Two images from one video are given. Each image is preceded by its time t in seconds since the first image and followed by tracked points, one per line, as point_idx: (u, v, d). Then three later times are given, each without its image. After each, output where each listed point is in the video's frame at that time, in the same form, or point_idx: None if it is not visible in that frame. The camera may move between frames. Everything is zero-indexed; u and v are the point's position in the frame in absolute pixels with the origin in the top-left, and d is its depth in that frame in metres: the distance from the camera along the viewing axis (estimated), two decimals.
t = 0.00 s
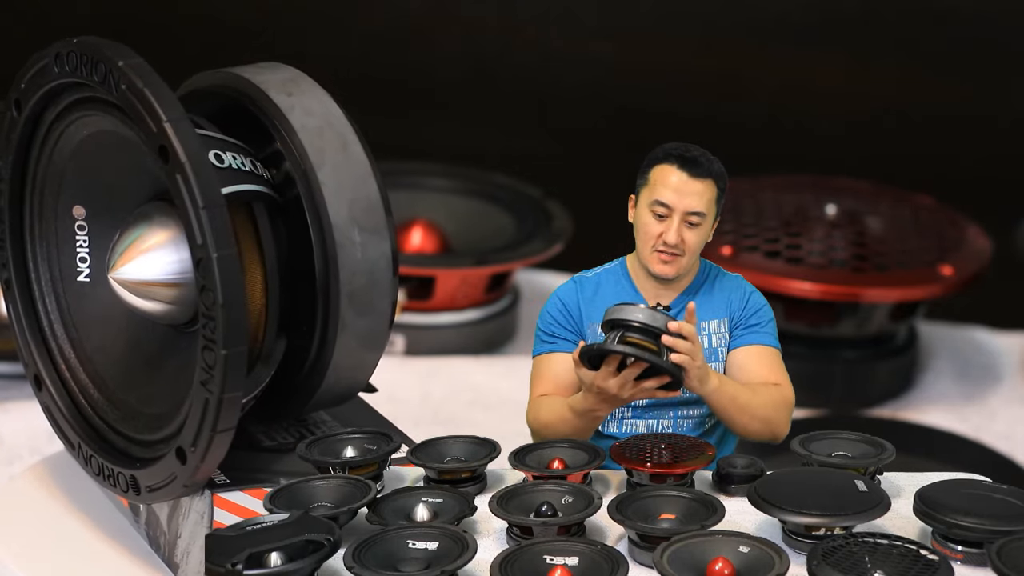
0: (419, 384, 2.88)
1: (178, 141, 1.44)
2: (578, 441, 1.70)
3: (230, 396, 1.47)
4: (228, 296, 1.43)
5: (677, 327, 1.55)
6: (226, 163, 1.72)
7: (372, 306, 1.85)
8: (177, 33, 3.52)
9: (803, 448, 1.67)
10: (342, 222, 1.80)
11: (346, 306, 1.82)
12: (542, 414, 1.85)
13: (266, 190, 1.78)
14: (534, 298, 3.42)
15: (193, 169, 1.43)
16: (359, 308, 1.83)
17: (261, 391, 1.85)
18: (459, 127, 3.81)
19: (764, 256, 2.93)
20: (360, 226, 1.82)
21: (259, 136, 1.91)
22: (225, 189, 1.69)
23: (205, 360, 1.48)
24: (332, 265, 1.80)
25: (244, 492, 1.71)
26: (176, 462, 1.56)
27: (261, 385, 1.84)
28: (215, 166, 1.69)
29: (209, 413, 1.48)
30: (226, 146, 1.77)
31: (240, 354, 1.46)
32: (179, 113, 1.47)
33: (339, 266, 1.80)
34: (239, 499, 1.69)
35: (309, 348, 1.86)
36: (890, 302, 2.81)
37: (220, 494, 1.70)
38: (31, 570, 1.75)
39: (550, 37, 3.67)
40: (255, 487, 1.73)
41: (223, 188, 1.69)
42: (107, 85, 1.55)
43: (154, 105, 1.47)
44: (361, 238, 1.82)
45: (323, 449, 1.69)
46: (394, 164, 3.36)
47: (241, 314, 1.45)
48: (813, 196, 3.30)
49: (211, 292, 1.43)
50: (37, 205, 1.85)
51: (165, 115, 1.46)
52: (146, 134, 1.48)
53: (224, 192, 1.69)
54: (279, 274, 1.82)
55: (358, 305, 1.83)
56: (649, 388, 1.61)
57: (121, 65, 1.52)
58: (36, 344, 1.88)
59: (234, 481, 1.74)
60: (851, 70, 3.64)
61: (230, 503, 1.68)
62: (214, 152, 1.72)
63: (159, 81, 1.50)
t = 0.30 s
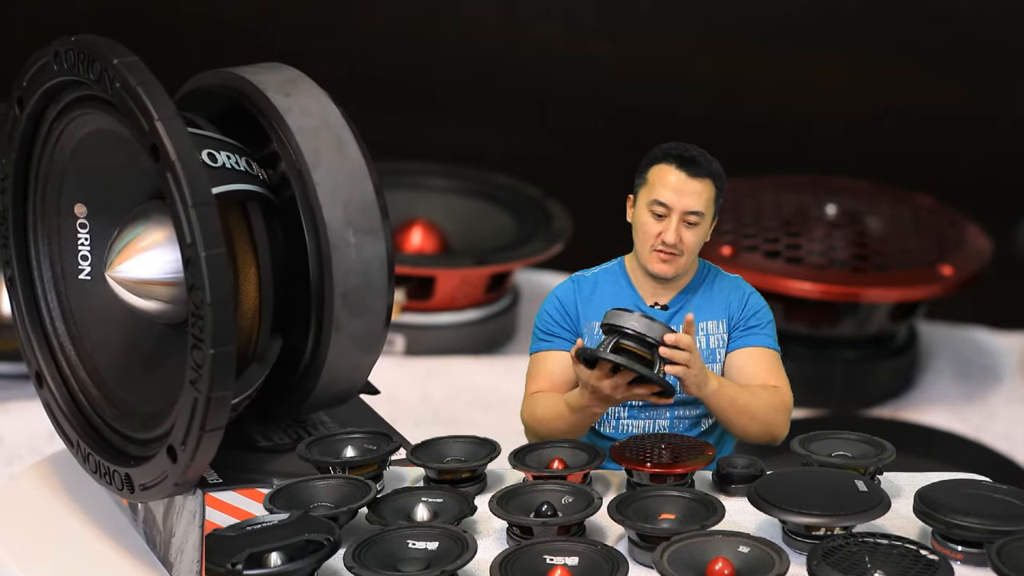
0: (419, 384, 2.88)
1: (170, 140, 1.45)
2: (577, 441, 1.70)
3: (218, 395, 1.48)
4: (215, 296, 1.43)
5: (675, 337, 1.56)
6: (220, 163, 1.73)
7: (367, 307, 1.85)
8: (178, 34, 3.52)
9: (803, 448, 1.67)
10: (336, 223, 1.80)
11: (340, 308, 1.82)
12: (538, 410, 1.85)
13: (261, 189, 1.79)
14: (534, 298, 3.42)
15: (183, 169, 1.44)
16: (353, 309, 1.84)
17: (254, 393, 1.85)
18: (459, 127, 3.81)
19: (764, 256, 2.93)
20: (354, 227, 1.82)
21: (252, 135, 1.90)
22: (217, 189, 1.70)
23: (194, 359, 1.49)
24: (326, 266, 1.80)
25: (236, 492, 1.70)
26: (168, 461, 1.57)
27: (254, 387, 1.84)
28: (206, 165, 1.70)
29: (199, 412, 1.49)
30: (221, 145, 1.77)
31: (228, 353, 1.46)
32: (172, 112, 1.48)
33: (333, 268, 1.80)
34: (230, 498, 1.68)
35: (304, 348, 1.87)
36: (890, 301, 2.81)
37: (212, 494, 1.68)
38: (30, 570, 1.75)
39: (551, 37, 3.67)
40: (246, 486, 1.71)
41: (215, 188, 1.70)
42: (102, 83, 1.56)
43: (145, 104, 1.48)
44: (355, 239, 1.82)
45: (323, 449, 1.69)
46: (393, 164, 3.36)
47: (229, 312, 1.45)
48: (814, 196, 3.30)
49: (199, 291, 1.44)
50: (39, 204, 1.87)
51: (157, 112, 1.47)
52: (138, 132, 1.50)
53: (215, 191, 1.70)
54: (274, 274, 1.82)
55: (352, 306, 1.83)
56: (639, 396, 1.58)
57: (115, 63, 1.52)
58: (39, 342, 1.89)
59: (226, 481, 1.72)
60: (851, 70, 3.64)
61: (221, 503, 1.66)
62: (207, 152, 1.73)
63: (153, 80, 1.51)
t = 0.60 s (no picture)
0: (419, 384, 2.88)
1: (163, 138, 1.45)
2: (577, 441, 1.70)
3: (207, 394, 1.48)
4: (206, 294, 1.44)
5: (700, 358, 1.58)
6: (215, 161, 1.76)
7: (361, 309, 1.84)
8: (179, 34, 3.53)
9: (803, 448, 1.67)
10: (330, 223, 1.80)
11: (334, 309, 1.82)
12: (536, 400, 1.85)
13: (257, 189, 1.81)
14: (534, 298, 3.42)
15: (175, 167, 1.44)
16: (347, 311, 1.83)
17: (248, 391, 1.85)
18: (459, 127, 3.82)
19: (764, 256, 2.93)
20: (348, 228, 1.82)
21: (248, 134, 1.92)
22: (208, 188, 1.73)
23: (183, 358, 1.49)
24: (320, 267, 1.80)
25: (229, 492, 1.70)
26: (159, 459, 1.58)
27: (250, 383, 1.84)
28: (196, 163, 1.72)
29: (189, 410, 1.50)
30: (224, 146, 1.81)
31: (216, 351, 1.46)
32: (166, 112, 1.49)
33: (326, 270, 1.80)
34: (223, 498, 1.68)
35: (299, 348, 1.87)
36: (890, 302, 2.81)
37: (204, 493, 1.68)
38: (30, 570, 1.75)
39: (551, 37, 3.68)
40: (239, 486, 1.71)
41: (204, 189, 1.72)
42: (98, 82, 1.57)
43: (139, 103, 1.48)
44: (349, 240, 1.81)
45: (323, 449, 1.69)
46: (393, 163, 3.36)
47: (220, 312, 1.46)
48: (813, 196, 3.30)
49: (188, 289, 1.44)
50: (42, 202, 1.88)
51: (149, 112, 1.47)
52: (131, 130, 1.50)
53: (205, 191, 1.72)
54: (268, 273, 1.84)
55: (347, 308, 1.83)
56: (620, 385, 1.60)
57: (110, 61, 1.53)
58: (41, 339, 1.91)
59: (220, 480, 1.73)
60: (852, 70, 3.64)
61: (215, 502, 1.67)
62: (201, 150, 1.76)
63: (146, 79, 1.51)
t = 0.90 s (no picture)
0: (419, 384, 2.88)
1: (152, 135, 1.48)
2: (577, 441, 1.70)
3: (195, 393, 1.49)
4: (196, 294, 1.45)
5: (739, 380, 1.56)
6: (208, 161, 1.76)
7: (356, 310, 1.84)
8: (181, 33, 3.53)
9: (803, 448, 1.67)
10: (324, 223, 1.80)
11: (327, 310, 1.82)
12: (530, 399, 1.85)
13: (252, 189, 1.81)
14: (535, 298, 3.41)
15: (165, 164, 1.47)
16: (341, 312, 1.83)
17: (244, 390, 1.85)
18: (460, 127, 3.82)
19: (764, 256, 2.93)
20: (343, 228, 1.82)
21: (245, 134, 1.92)
22: (197, 187, 1.72)
23: (172, 356, 1.50)
24: (314, 268, 1.81)
25: (221, 491, 1.69)
26: (151, 458, 1.60)
27: (246, 381, 1.84)
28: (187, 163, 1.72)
29: (176, 410, 1.51)
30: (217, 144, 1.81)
31: (204, 352, 1.47)
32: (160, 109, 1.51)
33: (320, 270, 1.80)
34: (216, 498, 1.68)
35: (293, 348, 1.87)
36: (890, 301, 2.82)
37: (195, 492, 1.68)
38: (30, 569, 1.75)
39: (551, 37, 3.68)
40: (232, 485, 1.71)
41: (194, 188, 1.71)
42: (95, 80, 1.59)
43: (133, 102, 1.51)
44: (344, 241, 1.82)
45: (323, 449, 1.69)
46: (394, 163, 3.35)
47: (207, 312, 1.47)
48: (813, 195, 3.30)
49: (176, 288, 1.46)
50: (44, 200, 1.90)
51: (142, 111, 1.50)
52: (126, 127, 1.53)
53: (195, 190, 1.72)
54: (263, 272, 1.84)
55: (341, 309, 1.83)
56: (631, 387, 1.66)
57: (105, 61, 1.56)
58: (45, 339, 1.93)
59: (213, 480, 1.73)
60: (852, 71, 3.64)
61: (208, 502, 1.67)
62: (194, 151, 1.77)
63: (140, 77, 1.54)
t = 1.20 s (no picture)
0: (419, 384, 2.88)
1: (145, 133, 1.48)
2: (577, 441, 1.70)
3: (184, 390, 1.50)
4: (185, 292, 1.47)
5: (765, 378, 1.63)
6: (202, 159, 1.76)
7: (351, 311, 1.84)
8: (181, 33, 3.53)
9: (803, 448, 1.67)
10: (318, 224, 1.81)
11: (321, 310, 1.82)
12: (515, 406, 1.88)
13: (247, 189, 1.80)
14: (535, 298, 3.41)
15: (155, 163, 1.47)
16: (336, 313, 1.83)
17: (237, 390, 1.81)
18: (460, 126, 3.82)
19: (764, 256, 2.93)
20: (337, 229, 1.82)
21: (242, 135, 1.93)
22: (188, 187, 1.71)
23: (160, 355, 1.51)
24: (308, 268, 1.81)
25: (214, 491, 1.70)
26: (142, 457, 1.61)
27: (239, 381, 1.80)
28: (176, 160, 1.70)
29: (166, 407, 1.52)
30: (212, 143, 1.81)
31: (191, 350, 1.49)
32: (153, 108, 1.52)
33: (314, 271, 1.81)
34: (208, 498, 1.68)
35: (288, 349, 1.87)
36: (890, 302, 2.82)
37: (188, 491, 1.69)
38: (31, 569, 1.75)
39: (551, 37, 3.68)
40: (225, 485, 1.71)
41: (185, 187, 1.70)
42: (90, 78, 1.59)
43: (125, 100, 1.51)
44: (337, 241, 1.82)
45: (324, 449, 1.69)
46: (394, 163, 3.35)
47: (195, 310, 1.48)
48: (814, 195, 3.30)
49: (166, 286, 1.47)
50: (48, 198, 1.90)
51: (134, 109, 1.50)
52: (118, 125, 1.53)
53: (187, 190, 1.71)
54: (256, 273, 1.83)
55: (335, 310, 1.83)
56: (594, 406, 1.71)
57: (101, 58, 1.56)
58: (48, 338, 1.93)
59: (205, 479, 1.72)
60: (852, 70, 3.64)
61: (200, 501, 1.67)
62: (187, 149, 1.76)
63: (134, 76, 1.54)
